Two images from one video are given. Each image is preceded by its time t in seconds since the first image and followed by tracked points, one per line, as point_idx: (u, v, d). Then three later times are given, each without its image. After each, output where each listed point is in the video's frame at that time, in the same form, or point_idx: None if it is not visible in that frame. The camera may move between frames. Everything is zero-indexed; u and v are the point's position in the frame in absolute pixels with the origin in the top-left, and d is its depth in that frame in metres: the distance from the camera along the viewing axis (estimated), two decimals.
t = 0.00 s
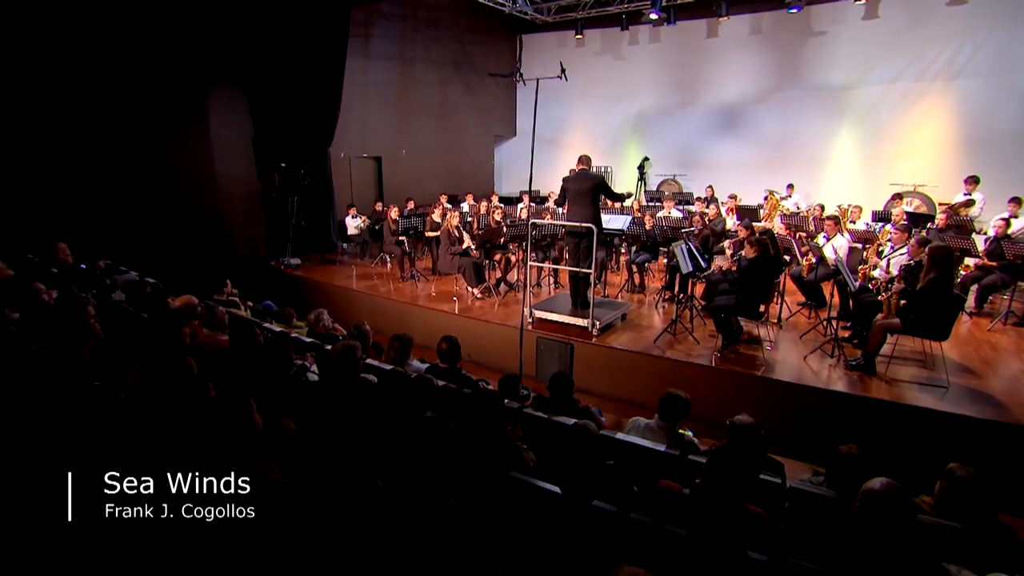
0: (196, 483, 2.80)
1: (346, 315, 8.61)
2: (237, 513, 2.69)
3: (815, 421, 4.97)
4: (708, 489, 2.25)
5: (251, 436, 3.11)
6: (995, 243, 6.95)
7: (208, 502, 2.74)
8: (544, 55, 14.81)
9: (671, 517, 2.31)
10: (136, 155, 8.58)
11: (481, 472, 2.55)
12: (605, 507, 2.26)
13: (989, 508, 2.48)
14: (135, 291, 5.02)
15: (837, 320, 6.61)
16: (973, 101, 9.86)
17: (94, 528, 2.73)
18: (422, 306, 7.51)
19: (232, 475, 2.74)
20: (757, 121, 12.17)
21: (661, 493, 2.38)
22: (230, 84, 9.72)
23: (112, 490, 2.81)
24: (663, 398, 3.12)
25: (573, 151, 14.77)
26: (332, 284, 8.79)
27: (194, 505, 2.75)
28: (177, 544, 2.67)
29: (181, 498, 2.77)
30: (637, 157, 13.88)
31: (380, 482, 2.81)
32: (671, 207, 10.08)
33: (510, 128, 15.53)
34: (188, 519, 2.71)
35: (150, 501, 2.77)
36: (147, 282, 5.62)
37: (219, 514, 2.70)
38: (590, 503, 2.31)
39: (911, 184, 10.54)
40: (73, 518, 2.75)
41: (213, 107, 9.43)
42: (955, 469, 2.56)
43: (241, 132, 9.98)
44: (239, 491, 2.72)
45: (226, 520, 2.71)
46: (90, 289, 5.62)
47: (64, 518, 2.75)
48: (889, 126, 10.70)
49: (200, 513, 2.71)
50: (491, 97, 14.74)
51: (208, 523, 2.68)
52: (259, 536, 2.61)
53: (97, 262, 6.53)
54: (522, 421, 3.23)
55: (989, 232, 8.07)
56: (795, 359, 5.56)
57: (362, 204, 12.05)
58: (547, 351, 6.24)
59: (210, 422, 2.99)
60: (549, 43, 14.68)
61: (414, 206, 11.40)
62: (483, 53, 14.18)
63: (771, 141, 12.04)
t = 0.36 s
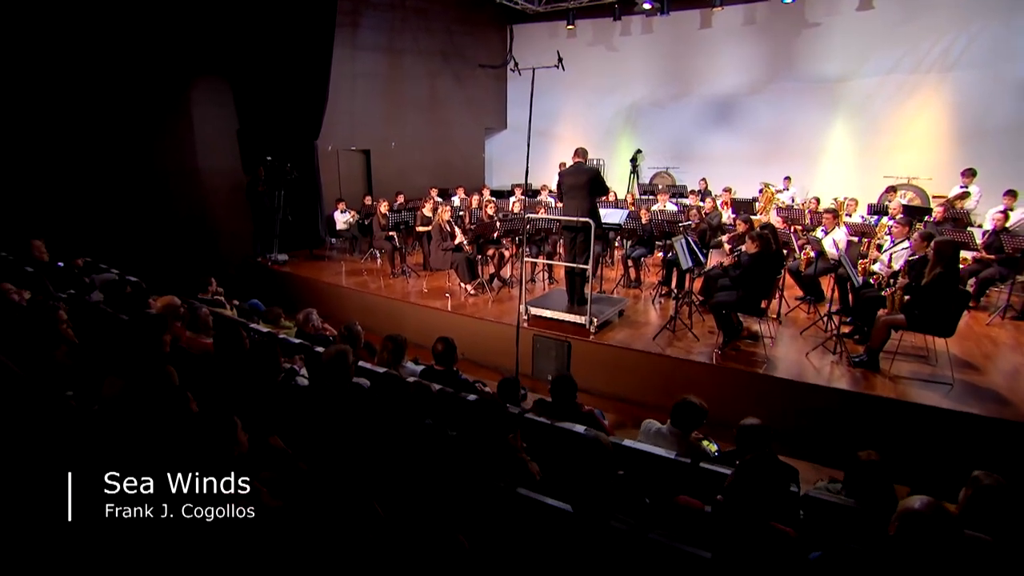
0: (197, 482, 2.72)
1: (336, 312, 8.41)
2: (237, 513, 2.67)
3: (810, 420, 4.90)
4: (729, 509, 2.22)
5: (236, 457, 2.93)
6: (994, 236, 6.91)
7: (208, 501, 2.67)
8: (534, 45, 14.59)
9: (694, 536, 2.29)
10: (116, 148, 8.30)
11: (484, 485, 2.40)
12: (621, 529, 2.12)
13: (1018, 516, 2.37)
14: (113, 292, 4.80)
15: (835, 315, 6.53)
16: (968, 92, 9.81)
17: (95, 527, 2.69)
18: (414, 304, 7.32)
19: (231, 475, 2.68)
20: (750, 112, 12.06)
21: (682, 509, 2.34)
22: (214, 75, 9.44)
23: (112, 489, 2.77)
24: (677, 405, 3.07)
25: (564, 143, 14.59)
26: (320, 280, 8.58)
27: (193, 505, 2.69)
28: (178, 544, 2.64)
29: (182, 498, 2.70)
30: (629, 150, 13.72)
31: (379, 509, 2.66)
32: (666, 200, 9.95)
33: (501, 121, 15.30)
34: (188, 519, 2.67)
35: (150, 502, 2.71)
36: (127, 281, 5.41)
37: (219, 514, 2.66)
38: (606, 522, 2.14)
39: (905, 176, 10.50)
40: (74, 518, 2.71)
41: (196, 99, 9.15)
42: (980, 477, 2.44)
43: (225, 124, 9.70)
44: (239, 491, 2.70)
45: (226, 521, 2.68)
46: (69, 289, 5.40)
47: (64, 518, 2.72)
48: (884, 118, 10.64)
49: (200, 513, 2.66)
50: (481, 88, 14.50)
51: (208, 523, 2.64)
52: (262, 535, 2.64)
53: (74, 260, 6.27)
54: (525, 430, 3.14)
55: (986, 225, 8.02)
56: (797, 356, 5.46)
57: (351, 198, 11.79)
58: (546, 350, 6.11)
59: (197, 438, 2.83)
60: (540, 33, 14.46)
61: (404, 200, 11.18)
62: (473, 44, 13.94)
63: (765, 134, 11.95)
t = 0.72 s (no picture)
0: (197, 481, 2.67)
1: (324, 310, 8.18)
2: (237, 512, 2.69)
3: (810, 407, 4.79)
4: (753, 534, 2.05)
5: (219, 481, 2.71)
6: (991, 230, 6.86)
7: (208, 501, 2.67)
8: (524, 36, 14.36)
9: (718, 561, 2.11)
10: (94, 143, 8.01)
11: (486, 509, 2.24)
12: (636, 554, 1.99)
13: None
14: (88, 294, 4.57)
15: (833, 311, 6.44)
16: (961, 85, 9.76)
17: (94, 527, 2.63)
18: (405, 302, 7.12)
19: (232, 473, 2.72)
20: (743, 105, 11.95)
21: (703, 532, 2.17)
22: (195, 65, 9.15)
23: (112, 489, 2.69)
24: (690, 412, 3.03)
25: (555, 136, 14.39)
26: (307, 278, 8.36)
27: (194, 505, 2.67)
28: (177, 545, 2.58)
29: (182, 497, 2.66)
30: (621, 143, 13.57)
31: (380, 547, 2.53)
32: (660, 193, 9.82)
33: (490, 113, 15.05)
34: (188, 519, 2.63)
35: (150, 502, 2.66)
36: (104, 282, 5.18)
37: (219, 514, 2.66)
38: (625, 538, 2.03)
39: (898, 169, 10.47)
40: (73, 518, 2.65)
41: (177, 91, 8.86)
42: (1008, 488, 2.32)
43: (208, 117, 9.41)
44: (239, 491, 2.73)
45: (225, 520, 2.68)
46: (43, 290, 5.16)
47: (64, 517, 2.66)
48: (877, 111, 10.57)
49: (200, 513, 2.64)
50: (470, 80, 14.26)
51: (208, 524, 2.63)
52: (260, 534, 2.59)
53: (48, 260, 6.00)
54: (529, 444, 3.05)
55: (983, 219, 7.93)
56: (799, 354, 5.35)
57: (338, 193, 11.54)
58: (540, 347, 5.95)
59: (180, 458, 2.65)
60: (530, 24, 14.24)
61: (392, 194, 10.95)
62: (462, 34, 13.68)
63: (758, 127, 11.85)
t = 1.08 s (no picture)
0: (197, 482, 2.75)
1: (311, 310, 7.96)
2: (237, 513, 2.53)
3: (808, 406, 4.70)
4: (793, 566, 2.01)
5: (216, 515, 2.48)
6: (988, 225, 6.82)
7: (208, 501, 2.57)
8: (513, 28, 14.12)
9: None
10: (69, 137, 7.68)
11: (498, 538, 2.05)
12: None
13: None
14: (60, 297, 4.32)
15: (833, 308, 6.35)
16: (953, 78, 9.73)
17: (92, 531, 2.29)
18: (396, 301, 6.92)
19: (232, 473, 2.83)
20: (735, 98, 11.84)
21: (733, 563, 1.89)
22: (176, 55, 8.83)
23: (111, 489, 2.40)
24: (699, 421, 2.91)
25: (545, 130, 14.19)
26: (294, 276, 8.13)
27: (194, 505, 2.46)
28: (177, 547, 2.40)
29: (182, 497, 2.55)
30: (612, 136, 13.42)
31: None
32: (653, 188, 9.70)
33: (479, 107, 14.82)
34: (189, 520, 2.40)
35: (150, 501, 2.36)
36: (77, 284, 4.92)
37: (219, 515, 2.53)
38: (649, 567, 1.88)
39: (890, 163, 10.44)
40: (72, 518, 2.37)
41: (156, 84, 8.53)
42: None
43: (189, 110, 9.09)
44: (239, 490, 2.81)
45: (225, 521, 2.53)
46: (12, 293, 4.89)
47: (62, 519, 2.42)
48: (870, 104, 10.51)
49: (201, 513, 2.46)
50: (459, 73, 14.00)
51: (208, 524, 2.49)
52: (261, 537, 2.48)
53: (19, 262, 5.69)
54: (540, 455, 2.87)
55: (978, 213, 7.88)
56: (801, 354, 5.24)
57: (324, 188, 11.27)
58: (535, 348, 5.81)
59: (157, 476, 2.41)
60: (519, 16, 14.00)
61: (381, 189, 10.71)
62: (450, 26, 13.41)
63: (750, 120, 11.74)
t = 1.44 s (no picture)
0: (197, 482, 2.88)
1: (298, 311, 7.72)
2: (237, 513, 2.79)
3: (809, 407, 4.58)
4: None
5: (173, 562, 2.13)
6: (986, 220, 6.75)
7: (208, 502, 2.80)
8: (502, 20, 13.89)
9: None
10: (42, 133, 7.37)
11: None
12: None
13: None
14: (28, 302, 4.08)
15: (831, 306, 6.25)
16: (945, 71, 9.68)
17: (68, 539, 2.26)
18: (386, 301, 6.71)
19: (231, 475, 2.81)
20: (726, 92, 11.73)
21: None
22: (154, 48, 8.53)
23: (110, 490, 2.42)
24: (708, 432, 2.87)
25: (535, 124, 13.98)
26: (279, 275, 7.89)
27: (193, 505, 2.82)
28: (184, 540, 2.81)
29: (181, 498, 2.83)
30: (603, 130, 13.25)
31: None
32: (647, 183, 9.55)
33: (467, 100, 14.61)
34: (188, 519, 2.80)
35: (151, 502, 2.71)
36: (49, 288, 4.69)
37: (219, 514, 2.77)
38: None
39: (882, 158, 10.39)
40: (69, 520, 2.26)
41: (133, 77, 8.22)
42: None
43: (168, 104, 8.77)
44: (238, 491, 2.83)
45: (224, 520, 2.78)
46: None
47: (63, 518, 2.28)
48: (862, 98, 10.44)
49: (200, 513, 2.78)
50: (447, 66, 13.74)
51: (208, 523, 2.76)
52: (262, 534, 2.80)
53: None
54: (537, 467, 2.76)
55: (973, 209, 7.84)
56: (803, 354, 5.13)
57: (310, 184, 11.01)
58: (529, 350, 5.66)
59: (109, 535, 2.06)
60: (508, 8, 13.77)
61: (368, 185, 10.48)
62: (437, 18, 13.16)
63: (742, 114, 11.64)
